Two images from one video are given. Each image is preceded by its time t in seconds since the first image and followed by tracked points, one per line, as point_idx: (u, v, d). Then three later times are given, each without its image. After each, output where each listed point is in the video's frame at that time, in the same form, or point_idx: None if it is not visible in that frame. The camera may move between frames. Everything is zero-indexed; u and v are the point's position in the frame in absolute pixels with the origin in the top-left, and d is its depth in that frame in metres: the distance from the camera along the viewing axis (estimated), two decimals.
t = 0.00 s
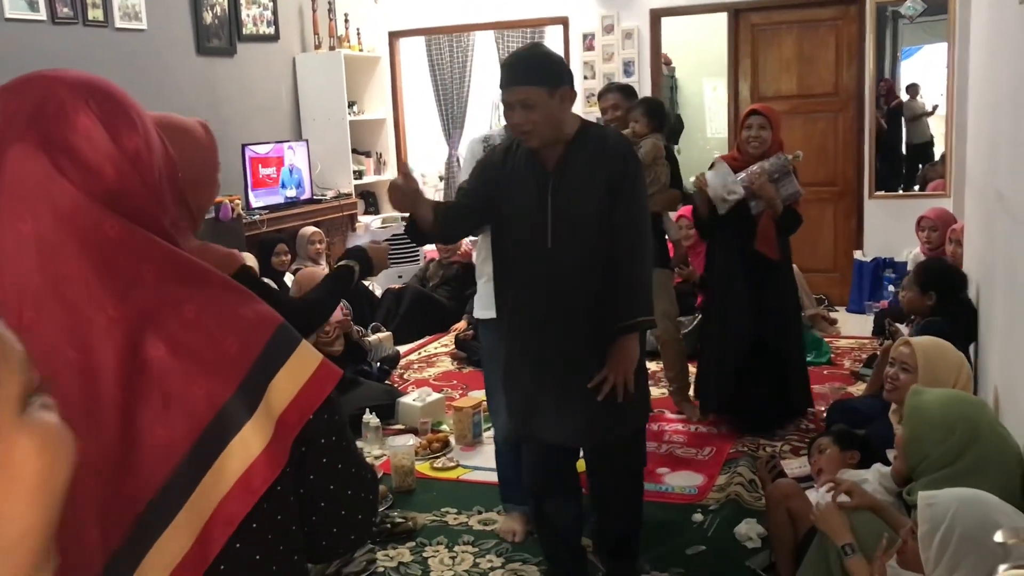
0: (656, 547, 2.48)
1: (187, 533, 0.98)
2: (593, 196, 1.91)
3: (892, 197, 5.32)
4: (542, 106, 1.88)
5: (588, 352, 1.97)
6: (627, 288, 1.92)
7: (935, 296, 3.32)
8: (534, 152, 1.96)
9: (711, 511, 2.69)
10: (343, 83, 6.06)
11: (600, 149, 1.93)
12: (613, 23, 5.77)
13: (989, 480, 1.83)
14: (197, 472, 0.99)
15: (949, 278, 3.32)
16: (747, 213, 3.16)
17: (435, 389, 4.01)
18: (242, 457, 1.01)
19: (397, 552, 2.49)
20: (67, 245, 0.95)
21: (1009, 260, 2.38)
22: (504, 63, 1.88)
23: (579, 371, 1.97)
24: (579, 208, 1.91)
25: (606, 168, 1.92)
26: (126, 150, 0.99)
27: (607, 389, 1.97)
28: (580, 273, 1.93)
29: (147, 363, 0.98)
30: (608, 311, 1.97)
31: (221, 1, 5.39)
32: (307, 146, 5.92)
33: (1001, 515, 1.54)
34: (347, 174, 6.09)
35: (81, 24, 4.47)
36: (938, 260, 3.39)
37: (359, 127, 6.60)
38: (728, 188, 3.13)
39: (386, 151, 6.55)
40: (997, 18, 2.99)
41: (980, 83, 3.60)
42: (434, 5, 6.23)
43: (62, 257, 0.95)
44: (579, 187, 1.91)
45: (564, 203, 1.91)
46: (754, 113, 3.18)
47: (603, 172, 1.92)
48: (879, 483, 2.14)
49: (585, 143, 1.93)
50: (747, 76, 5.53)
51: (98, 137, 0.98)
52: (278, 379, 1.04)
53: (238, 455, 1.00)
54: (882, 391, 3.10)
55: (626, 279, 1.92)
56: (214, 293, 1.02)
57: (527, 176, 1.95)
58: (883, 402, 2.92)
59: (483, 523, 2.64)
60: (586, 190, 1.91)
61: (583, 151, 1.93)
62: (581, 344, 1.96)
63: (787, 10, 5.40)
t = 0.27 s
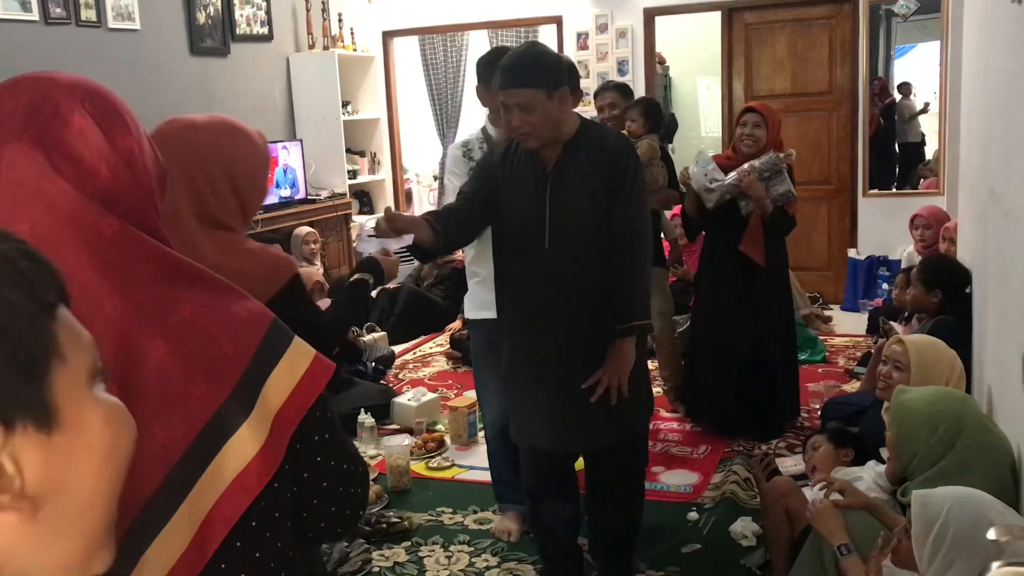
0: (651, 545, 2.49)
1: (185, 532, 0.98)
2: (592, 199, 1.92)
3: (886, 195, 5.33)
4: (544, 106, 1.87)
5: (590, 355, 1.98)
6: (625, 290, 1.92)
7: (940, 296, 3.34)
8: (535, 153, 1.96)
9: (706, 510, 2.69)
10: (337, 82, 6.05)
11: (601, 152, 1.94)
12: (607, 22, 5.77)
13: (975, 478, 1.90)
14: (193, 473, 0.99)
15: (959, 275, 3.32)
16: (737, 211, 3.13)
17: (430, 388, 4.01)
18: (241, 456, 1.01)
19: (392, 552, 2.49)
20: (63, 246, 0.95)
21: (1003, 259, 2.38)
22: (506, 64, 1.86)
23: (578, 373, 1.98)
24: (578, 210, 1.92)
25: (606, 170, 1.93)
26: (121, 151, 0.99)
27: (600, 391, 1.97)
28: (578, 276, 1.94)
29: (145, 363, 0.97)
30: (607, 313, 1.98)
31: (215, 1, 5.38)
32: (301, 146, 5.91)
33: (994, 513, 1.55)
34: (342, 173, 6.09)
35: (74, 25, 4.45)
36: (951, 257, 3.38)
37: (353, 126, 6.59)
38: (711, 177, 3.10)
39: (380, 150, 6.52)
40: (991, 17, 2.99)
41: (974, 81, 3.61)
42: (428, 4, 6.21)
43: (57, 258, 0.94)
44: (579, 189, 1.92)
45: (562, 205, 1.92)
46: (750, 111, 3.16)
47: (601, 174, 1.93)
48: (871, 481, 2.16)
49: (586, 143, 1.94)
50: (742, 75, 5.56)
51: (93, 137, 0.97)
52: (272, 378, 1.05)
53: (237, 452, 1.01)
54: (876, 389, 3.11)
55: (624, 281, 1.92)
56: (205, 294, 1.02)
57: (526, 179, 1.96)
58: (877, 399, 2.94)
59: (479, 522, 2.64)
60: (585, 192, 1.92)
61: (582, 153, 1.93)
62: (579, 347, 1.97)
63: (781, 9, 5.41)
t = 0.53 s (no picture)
0: (647, 545, 2.49)
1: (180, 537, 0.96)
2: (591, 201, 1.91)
3: (881, 195, 5.34)
4: (539, 109, 1.87)
5: (593, 359, 1.98)
6: (626, 293, 1.91)
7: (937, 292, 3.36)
8: (534, 156, 1.96)
9: (702, 510, 2.69)
10: (333, 83, 6.05)
11: (601, 153, 1.93)
12: (602, 22, 5.76)
13: (965, 476, 1.90)
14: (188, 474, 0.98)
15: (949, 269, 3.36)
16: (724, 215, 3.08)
17: (426, 389, 4.01)
18: (233, 459, 1.01)
19: (389, 553, 2.49)
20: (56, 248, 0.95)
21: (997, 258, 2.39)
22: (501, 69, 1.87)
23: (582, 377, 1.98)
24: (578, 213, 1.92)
25: (608, 172, 1.92)
26: (111, 153, 1.02)
27: (605, 394, 1.97)
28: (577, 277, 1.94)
29: (140, 363, 0.96)
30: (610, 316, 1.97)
31: (210, 2, 5.38)
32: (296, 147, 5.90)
33: (989, 513, 1.55)
34: (337, 174, 6.08)
35: (69, 25, 4.45)
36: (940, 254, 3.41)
37: (348, 126, 6.58)
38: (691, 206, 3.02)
39: (376, 151, 6.50)
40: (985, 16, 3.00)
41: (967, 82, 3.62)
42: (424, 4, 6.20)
43: (48, 258, 0.94)
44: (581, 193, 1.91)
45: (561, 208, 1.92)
46: (733, 114, 3.10)
47: (603, 177, 1.92)
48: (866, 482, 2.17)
49: (588, 144, 1.94)
50: (736, 74, 5.55)
51: (84, 139, 1.00)
52: (266, 380, 1.06)
53: (229, 458, 1.01)
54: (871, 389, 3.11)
55: (624, 284, 1.92)
56: (200, 296, 1.02)
57: (524, 182, 1.97)
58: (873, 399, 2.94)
59: (475, 523, 2.64)
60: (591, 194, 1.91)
61: (582, 155, 1.93)
62: (581, 351, 1.97)
63: (775, 9, 5.41)
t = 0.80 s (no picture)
0: (645, 546, 2.49)
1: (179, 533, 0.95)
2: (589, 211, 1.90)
3: (877, 196, 5.35)
4: (534, 116, 1.87)
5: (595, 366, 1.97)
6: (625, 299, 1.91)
7: (914, 301, 3.36)
8: (533, 164, 1.96)
9: (700, 511, 2.69)
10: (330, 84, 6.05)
11: (599, 159, 1.92)
12: (599, 24, 5.76)
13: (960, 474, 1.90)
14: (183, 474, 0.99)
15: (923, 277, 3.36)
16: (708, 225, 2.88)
17: (424, 391, 4.00)
18: (231, 454, 1.01)
19: (386, 555, 2.48)
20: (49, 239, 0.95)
21: (994, 260, 2.38)
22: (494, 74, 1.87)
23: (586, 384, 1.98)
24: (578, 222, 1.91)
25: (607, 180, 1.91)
26: (109, 156, 1.05)
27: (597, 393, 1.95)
28: (578, 287, 1.94)
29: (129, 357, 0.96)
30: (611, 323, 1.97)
31: (208, 4, 5.38)
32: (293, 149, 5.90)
33: (986, 515, 1.55)
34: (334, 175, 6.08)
35: (66, 28, 4.44)
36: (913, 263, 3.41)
37: (346, 128, 6.58)
38: (681, 233, 2.79)
39: (373, 152, 6.51)
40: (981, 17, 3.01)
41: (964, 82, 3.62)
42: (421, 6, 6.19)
43: (42, 247, 0.94)
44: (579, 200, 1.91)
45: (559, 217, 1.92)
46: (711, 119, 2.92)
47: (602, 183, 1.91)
48: (864, 483, 2.17)
49: (586, 151, 1.93)
50: (734, 76, 5.55)
51: (82, 140, 1.03)
52: (263, 380, 1.07)
53: (227, 453, 1.01)
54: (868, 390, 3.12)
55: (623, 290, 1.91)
56: (200, 298, 1.03)
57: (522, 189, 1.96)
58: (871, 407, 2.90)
59: (473, 525, 2.63)
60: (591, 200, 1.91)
61: (580, 162, 1.92)
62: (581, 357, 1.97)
63: (772, 11, 5.42)
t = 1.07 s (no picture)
0: (645, 549, 2.49)
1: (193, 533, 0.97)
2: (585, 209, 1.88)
3: (876, 199, 5.36)
4: (531, 120, 1.87)
5: (597, 370, 1.97)
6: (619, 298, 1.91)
7: (898, 303, 3.37)
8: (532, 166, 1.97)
9: (699, 514, 2.70)
10: (329, 88, 6.05)
11: (597, 158, 1.90)
12: (598, 28, 5.76)
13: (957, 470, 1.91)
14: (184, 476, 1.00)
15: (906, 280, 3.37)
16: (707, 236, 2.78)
17: (423, 394, 4.01)
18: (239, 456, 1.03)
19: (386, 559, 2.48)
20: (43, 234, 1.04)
21: (992, 262, 2.39)
22: (494, 75, 1.88)
23: (587, 387, 1.97)
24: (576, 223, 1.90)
25: (604, 181, 1.89)
26: (109, 159, 1.13)
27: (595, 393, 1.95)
28: (577, 289, 1.94)
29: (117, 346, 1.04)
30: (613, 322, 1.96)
31: (206, 8, 5.39)
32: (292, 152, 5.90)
33: (981, 516, 1.55)
34: (333, 179, 6.08)
35: (65, 32, 4.44)
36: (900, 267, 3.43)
37: (344, 132, 6.58)
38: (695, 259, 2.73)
39: (372, 156, 6.51)
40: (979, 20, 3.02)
41: (962, 85, 3.63)
42: (420, 10, 6.19)
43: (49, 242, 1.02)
44: (576, 200, 1.89)
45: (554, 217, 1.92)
46: (707, 128, 2.79)
47: (597, 184, 1.89)
48: (865, 483, 2.19)
49: (585, 151, 1.92)
50: (732, 79, 5.55)
51: (83, 146, 1.11)
52: (264, 384, 1.09)
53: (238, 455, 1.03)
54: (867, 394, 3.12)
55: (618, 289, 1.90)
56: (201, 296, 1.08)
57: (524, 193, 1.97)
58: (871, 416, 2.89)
59: (473, 528, 2.63)
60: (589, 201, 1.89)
61: (578, 164, 1.91)
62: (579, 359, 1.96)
63: (770, 14, 5.43)
